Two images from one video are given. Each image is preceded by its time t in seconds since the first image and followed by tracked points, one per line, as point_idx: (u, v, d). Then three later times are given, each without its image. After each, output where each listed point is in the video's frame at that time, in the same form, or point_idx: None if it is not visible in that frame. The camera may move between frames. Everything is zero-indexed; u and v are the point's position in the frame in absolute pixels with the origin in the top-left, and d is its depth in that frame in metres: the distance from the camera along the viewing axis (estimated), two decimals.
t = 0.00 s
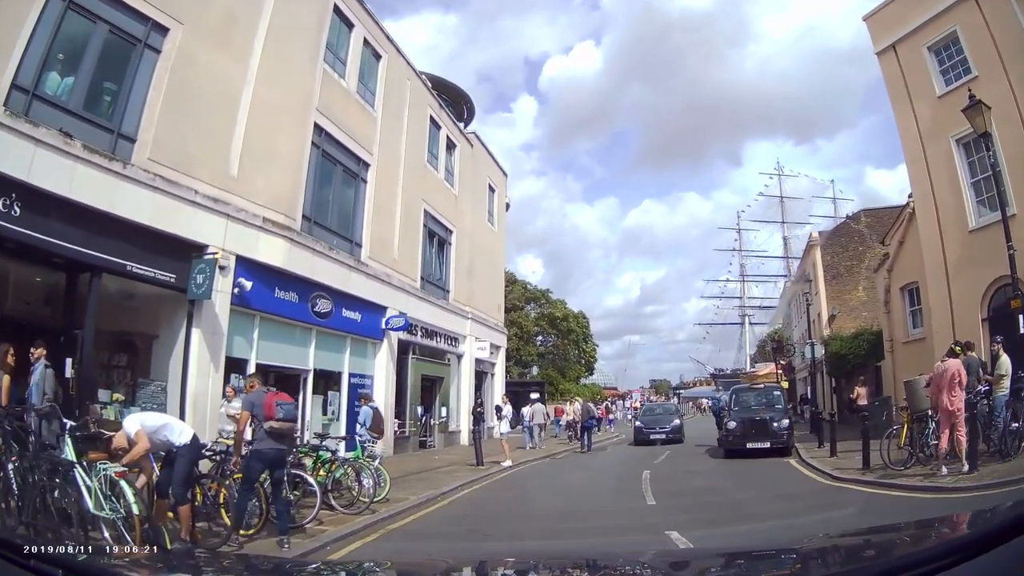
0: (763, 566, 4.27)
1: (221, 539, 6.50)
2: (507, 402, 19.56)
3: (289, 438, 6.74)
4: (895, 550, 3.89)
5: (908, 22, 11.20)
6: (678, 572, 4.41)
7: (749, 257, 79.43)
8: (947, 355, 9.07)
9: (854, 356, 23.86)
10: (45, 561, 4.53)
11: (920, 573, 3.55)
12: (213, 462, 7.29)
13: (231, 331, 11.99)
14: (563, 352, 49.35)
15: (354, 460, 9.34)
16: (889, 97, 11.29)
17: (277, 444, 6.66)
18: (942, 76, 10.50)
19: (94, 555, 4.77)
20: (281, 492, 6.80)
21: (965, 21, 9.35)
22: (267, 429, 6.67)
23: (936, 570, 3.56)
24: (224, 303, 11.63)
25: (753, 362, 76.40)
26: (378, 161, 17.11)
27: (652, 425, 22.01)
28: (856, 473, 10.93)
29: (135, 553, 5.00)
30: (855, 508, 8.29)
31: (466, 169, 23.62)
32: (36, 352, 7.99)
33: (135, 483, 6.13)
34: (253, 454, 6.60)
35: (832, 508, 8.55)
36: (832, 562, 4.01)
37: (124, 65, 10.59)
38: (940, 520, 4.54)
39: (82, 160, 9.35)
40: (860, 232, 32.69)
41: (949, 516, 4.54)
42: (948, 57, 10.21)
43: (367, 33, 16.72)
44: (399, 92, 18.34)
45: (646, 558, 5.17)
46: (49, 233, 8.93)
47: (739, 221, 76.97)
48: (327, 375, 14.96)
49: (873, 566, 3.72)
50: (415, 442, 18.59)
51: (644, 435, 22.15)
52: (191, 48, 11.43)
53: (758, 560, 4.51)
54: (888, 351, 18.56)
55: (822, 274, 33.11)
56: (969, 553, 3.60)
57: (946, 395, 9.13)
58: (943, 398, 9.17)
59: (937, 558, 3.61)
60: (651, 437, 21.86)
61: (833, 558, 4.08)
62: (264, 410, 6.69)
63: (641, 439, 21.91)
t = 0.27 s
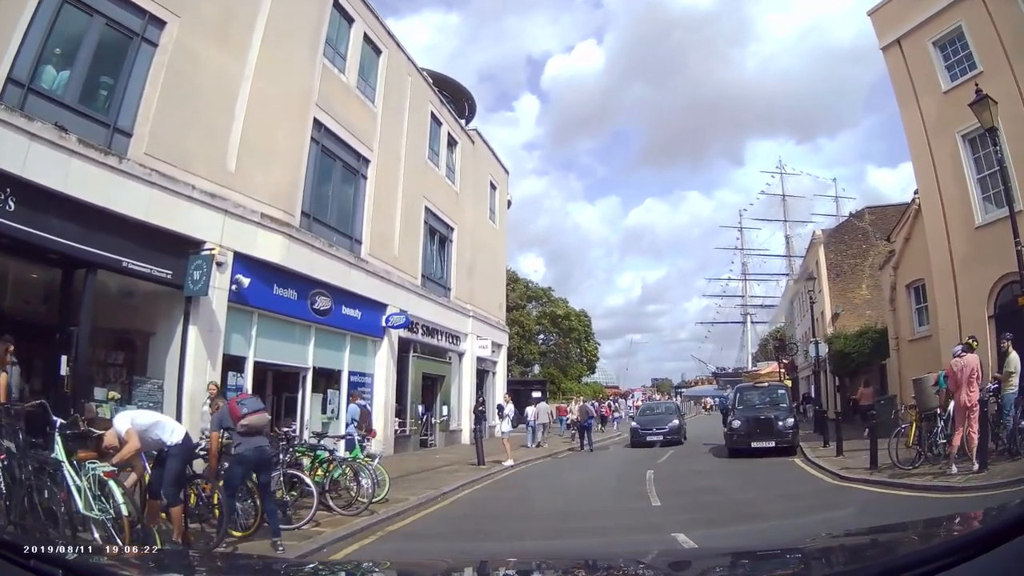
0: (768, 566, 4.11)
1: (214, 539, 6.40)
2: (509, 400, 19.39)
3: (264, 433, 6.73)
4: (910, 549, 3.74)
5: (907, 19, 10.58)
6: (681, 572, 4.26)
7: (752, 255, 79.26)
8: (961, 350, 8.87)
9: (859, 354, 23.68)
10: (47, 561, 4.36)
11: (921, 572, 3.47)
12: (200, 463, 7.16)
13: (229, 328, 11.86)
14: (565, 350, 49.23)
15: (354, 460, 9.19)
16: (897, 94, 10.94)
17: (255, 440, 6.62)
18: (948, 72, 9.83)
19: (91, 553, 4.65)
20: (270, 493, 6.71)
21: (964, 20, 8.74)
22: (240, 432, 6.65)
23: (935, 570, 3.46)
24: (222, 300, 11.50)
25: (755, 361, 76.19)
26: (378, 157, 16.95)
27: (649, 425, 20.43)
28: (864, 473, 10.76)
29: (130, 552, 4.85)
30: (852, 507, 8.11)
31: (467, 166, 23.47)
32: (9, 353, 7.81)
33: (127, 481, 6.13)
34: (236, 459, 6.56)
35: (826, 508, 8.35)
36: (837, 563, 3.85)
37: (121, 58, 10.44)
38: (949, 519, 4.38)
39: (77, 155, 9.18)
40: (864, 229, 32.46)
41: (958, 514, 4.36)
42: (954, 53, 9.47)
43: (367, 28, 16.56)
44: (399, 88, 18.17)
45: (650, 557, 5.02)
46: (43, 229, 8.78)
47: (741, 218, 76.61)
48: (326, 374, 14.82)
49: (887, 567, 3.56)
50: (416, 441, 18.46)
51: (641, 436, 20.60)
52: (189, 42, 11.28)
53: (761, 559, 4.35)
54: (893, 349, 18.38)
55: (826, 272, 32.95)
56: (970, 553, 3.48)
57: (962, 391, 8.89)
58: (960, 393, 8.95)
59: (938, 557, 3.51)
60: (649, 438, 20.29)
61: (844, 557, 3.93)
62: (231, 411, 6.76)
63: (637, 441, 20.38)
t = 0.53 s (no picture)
0: (772, 565, 4.02)
1: (209, 539, 6.36)
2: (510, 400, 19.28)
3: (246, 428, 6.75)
4: (920, 547, 3.64)
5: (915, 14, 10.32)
6: (682, 571, 4.17)
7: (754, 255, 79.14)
8: (971, 348, 8.74)
9: (862, 354, 23.55)
10: (47, 561, 4.34)
11: (919, 573, 3.43)
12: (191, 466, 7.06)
13: (227, 327, 11.77)
14: (567, 350, 49.11)
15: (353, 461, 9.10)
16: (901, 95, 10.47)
17: (237, 434, 6.61)
18: (951, 69, 9.36)
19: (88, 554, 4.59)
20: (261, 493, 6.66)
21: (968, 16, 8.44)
22: (221, 431, 6.68)
23: (935, 570, 3.42)
24: (220, 298, 11.41)
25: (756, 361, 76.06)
26: (378, 155, 16.86)
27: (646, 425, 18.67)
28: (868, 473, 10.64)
29: (126, 552, 4.77)
30: (852, 507, 8.00)
31: (468, 165, 23.39)
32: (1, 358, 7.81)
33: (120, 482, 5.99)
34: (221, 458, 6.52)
35: (827, 508, 8.25)
36: (842, 562, 3.75)
37: (119, 54, 10.34)
38: (954, 518, 4.28)
39: (75, 152, 9.10)
40: (866, 229, 32.33)
41: (962, 513, 4.26)
42: (957, 50, 9.12)
43: (367, 25, 16.47)
44: (400, 86, 18.09)
45: (652, 557, 4.93)
46: (39, 226, 8.68)
47: (743, 218, 76.49)
48: (325, 373, 14.72)
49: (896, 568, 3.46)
50: (416, 440, 18.36)
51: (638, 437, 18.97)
52: (188, 38, 11.19)
53: (762, 559, 4.26)
54: (896, 349, 18.28)
55: (828, 271, 32.84)
56: (969, 553, 3.46)
57: (970, 388, 8.74)
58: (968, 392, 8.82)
59: (937, 558, 3.48)
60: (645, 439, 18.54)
61: (851, 556, 3.84)
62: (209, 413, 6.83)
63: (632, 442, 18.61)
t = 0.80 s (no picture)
0: (773, 565, 3.94)
1: (205, 540, 6.27)
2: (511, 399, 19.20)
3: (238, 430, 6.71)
4: (928, 546, 3.56)
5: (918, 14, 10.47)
6: (681, 571, 4.10)
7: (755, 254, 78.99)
8: (974, 348, 8.56)
9: (864, 353, 23.44)
10: (47, 561, 4.27)
11: (920, 573, 3.36)
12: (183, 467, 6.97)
13: (225, 326, 11.69)
14: (568, 349, 48.97)
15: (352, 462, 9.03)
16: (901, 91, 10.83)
17: (227, 435, 6.57)
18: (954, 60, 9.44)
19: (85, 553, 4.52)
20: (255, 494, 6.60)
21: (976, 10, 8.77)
22: (211, 428, 6.63)
23: (936, 570, 3.38)
24: (218, 297, 11.33)
25: (757, 360, 75.84)
26: (378, 153, 16.78)
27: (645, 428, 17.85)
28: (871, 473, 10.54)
29: (125, 552, 4.71)
30: (854, 507, 7.92)
31: (468, 163, 23.32)
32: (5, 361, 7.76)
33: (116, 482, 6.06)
34: (214, 457, 6.45)
35: (829, 508, 8.17)
36: (844, 562, 3.67)
37: (116, 51, 10.26)
38: (956, 517, 4.21)
39: (73, 150, 9.03)
40: (867, 227, 32.19)
41: (965, 511, 4.19)
42: (961, 46, 9.42)
43: (367, 22, 16.39)
44: (400, 84, 18.03)
45: (652, 557, 4.86)
46: (37, 224, 8.62)
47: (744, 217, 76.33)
48: (325, 372, 14.64)
49: (898, 568, 3.39)
50: (416, 440, 18.28)
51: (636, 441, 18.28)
52: (187, 35, 11.12)
53: (762, 559, 4.18)
54: (899, 348, 18.19)
55: (829, 270, 32.72)
56: (969, 553, 3.43)
57: (971, 387, 8.62)
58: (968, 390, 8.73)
59: (938, 557, 3.43)
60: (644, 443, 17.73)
61: (856, 556, 3.76)
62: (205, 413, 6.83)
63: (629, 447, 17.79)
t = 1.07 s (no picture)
0: (772, 565, 3.91)
1: (204, 540, 6.24)
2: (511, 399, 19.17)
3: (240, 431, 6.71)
4: (931, 546, 3.53)
5: (919, 11, 10.01)
6: (680, 571, 4.07)
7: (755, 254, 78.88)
8: (974, 348, 8.49)
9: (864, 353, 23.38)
10: (47, 561, 4.24)
11: (920, 573, 3.33)
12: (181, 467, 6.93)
13: (224, 325, 11.65)
14: (568, 349, 48.91)
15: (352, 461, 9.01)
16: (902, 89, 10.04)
17: (225, 435, 6.53)
18: (954, 66, 8.96)
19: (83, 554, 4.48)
20: (253, 494, 6.55)
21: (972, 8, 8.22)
22: (213, 427, 6.62)
23: (936, 570, 3.35)
24: (218, 297, 11.30)
25: (757, 360, 75.84)
26: (378, 152, 16.73)
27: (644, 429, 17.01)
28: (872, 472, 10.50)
29: (123, 552, 4.68)
30: (854, 507, 7.88)
31: (468, 163, 23.28)
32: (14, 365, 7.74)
33: (115, 480, 6.02)
34: (213, 458, 6.40)
35: (829, 508, 8.13)
36: (845, 562, 3.63)
37: (115, 50, 10.22)
38: (957, 516, 4.18)
39: (71, 149, 8.99)
40: (868, 226, 32.11)
41: (966, 511, 4.15)
42: (961, 44, 8.80)
43: (366, 21, 16.35)
44: (400, 83, 18.00)
45: (651, 557, 4.83)
46: (36, 223, 8.59)
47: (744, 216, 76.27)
48: (325, 372, 14.61)
49: (899, 568, 3.35)
50: (416, 440, 18.25)
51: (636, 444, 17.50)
52: (186, 33, 11.09)
53: (761, 558, 4.16)
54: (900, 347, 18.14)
55: (829, 269, 32.66)
56: (969, 553, 3.40)
57: (970, 386, 8.59)
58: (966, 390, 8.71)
59: (938, 557, 3.39)
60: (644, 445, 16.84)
61: (857, 556, 3.72)
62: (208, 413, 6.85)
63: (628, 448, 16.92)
